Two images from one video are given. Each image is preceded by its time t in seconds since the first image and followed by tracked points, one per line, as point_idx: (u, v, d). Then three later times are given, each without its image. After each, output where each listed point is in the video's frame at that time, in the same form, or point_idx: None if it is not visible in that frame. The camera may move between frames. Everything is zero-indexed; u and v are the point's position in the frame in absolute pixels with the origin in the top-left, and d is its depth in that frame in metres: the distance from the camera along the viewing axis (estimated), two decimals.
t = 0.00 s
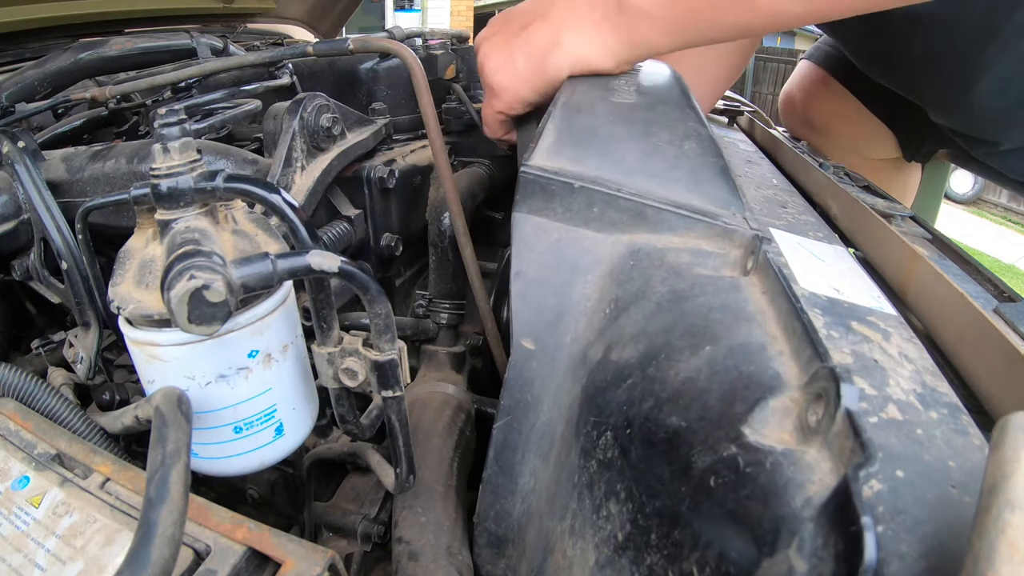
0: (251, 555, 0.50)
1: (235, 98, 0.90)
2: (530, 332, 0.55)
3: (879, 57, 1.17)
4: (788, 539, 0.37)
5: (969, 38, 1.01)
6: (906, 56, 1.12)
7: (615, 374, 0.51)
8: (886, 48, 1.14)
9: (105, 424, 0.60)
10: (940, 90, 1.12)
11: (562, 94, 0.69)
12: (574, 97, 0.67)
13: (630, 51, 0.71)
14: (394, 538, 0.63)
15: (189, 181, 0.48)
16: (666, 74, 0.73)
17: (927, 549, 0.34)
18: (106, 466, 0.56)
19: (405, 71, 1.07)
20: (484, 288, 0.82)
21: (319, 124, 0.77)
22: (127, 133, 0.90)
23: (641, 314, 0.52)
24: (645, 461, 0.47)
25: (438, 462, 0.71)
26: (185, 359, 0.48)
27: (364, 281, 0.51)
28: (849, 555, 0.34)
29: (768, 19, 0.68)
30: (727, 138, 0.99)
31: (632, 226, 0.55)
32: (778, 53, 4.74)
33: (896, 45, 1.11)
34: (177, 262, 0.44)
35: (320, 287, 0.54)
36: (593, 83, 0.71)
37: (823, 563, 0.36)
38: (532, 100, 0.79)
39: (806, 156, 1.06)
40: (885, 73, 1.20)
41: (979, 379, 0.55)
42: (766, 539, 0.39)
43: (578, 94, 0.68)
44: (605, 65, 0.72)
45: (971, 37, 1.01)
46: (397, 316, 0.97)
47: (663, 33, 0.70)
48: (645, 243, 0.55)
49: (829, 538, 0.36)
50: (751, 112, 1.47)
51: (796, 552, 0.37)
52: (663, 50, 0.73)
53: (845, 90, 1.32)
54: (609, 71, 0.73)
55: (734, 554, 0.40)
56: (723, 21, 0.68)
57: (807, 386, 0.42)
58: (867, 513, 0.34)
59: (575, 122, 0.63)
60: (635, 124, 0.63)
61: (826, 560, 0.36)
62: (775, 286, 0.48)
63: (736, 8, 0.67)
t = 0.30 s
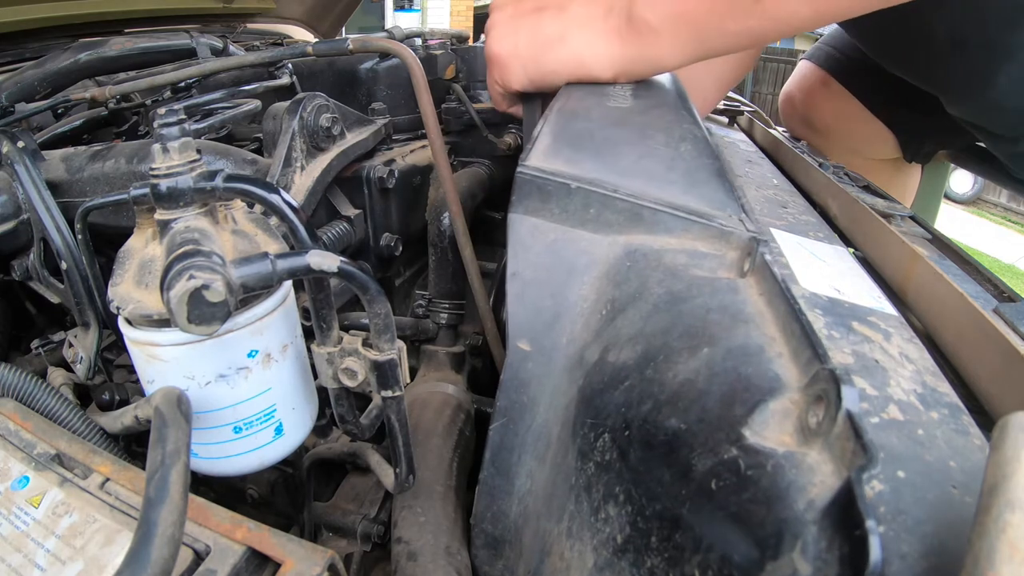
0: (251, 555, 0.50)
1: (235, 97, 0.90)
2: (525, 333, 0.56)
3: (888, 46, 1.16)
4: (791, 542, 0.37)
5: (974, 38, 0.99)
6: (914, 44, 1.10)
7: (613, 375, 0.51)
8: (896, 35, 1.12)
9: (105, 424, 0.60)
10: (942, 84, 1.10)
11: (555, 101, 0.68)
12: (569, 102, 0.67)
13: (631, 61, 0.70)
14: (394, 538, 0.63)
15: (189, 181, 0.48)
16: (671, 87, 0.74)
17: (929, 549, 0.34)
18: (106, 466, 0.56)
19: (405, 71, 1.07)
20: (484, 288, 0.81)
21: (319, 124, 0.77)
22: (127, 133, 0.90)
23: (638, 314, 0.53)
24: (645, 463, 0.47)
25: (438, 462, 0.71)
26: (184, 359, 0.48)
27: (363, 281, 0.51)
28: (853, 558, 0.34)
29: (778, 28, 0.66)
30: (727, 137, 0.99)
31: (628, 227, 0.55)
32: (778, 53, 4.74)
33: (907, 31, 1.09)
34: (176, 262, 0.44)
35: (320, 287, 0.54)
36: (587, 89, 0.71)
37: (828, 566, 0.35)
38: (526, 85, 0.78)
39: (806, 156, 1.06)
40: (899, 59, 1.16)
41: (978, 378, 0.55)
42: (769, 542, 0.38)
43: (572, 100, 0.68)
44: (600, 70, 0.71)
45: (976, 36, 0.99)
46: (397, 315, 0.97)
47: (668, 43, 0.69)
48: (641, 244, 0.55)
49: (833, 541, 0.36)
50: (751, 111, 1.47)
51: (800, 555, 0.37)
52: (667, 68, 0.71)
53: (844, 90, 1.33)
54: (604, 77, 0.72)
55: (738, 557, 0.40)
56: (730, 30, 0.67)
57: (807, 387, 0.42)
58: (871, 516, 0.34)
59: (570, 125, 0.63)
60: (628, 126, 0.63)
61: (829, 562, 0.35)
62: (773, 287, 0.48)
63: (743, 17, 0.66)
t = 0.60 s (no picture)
0: (251, 555, 0.50)
1: (234, 98, 0.90)
2: (525, 334, 0.56)
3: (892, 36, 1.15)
4: (791, 542, 0.37)
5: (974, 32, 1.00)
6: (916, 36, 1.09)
7: (612, 375, 0.51)
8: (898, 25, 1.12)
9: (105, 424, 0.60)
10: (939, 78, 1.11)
11: (554, 101, 0.68)
12: (569, 102, 0.67)
13: (630, 60, 0.70)
14: (394, 538, 0.63)
15: (189, 181, 0.48)
16: (670, 87, 0.74)
17: (928, 549, 0.34)
18: (106, 466, 0.56)
19: (405, 71, 1.07)
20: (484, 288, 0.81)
21: (319, 124, 0.77)
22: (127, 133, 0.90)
23: (637, 314, 0.53)
24: (644, 464, 0.47)
25: (438, 462, 0.71)
26: (184, 359, 0.48)
27: (363, 281, 0.51)
28: (853, 558, 0.34)
29: (777, 23, 0.65)
30: (727, 137, 0.99)
31: (628, 228, 0.56)
32: (778, 53, 4.75)
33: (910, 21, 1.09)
34: (176, 262, 0.44)
35: (320, 287, 0.54)
36: (586, 89, 0.71)
37: (827, 566, 0.35)
38: (523, 83, 0.78)
39: (806, 156, 1.06)
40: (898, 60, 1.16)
41: (978, 378, 0.55)
42: (768, 542, 0.38)
43: (571, 100, 0.68)
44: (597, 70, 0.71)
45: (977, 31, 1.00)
46: (397, 315, 0.97)
47: (667, 42, 0.69)
48: (641, 244, 0.55)
49: (833, 541, 0.36)
50: (751, 111, 1.48)
51: (799, 555, 0.37)
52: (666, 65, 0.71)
53: (842, 90, 1.32)
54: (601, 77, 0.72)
55: (738, 557, 0.40)
56: (729, 28, 0.67)
57: (807, 387, 0.42)
58: (870, 516, 0.34)
59: (569, 125, 0.63)
60: (627, 127, 0.63)
61: (829, 562, 0.35)
62: (772, 287, 0.48)
63: (741, 14, 0.65)
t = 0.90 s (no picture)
0: (251, 555, 0.50)
1: (235, 97, 0.90)
2: (525, 334, 0.56)
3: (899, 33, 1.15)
4: (790, 542, 0.37)
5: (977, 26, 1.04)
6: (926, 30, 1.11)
7: (611, 375, 0.51)
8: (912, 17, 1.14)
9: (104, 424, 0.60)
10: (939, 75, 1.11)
11: (554, 101, 0.68)
12: (569, 102, 0.67)
13: (632, 62, 0.70)
14: (394, 538, 0.63)
15: (189, 181, 0.48)
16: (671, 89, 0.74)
17: (927, 549, 0.34)
18: (106, 466, 0.56)
19: (405, 71, 1.07)
20: (485, 288, 0.81)
21: (319, 124, 0.77)
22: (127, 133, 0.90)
23: (636, 314, 0.53)
24: (644, 464, 0.47)
25: (438, 462, 0.71)
26: (184, 358, 0.48)
27: (364, 281, 0.51)
28: (853, 558, 0.34)
29: (779, 25, 0.66)
30: (727, 138, 0.99)
31: (628, 228, 0.56)
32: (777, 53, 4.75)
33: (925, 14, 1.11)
34: (176, 262, 0.44)
35: (320, 287, 0.54)
36: (586, 89, 0.71)
37: (826, 566, 0.35)
38: (523, 82, 0.78)
39: (806, 156, 1.06)
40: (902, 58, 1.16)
41: (977, 377, 0.55)
42: (768, 542, 0.38)
43: (572, 100, 0.68)
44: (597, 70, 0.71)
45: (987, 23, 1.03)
46: (397, 315, 0.97)
47: (669, 45, 0.69)
48: (641, 244, 0.55)
49: (832, 541, 0.36)
50: (751, 111, 1.48)
51: (798, 555, 0.37)
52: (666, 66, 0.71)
53: (842, 90, 1.32)
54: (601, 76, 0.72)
55: (737, 557, 0.40)
56: (731, 30, 0.67)
57: (806, 387, 0.42)
58: (870, 515, 0.34)
59: (570, 125, 0.63)
60: (627, 127, 0.63)
61: (828, 562, 0.35)
62: (772, 287, 0.49)
63: (743, 17, 0.66)
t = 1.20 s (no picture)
0: (251, 555, 0.50)
1: (234, 97, 0.90)
2: (524, 334, 0.56)
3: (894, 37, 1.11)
4: (791, 542, 0.37)
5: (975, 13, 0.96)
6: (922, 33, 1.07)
7: (611, 376, 0.51)
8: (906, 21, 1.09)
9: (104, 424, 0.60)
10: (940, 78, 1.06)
11: (554, 102, 0.68)
12: (569, 102, 0.67)
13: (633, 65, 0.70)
14: (394, 538, 0.63)
15: (189, 181, 0.48)
16: (673, 92, 0.74)
17: (928, 549, 0.34)
18: (106, 466, 0.56)
19: (405, 71, 1.07)
20: (484, 289, 0.81)
21: (319, 124, 0.77)
22: (127, 133, 0.90)
23: (636, 315, 0.53)
24: (644, 464, 0.47)
25: (437, 462, 0.71)
26: (184, 358, 0.48)
27: (363, 281, 0.51)
28: (854, 559, 0.34)
29: (776, 23, 0.65)
30: (727, 138, 0.99)
31: (628, 228, 0.56)
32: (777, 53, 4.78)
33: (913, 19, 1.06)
34: (176, 262, 0.44)
35: (320, 287, 0.54)
36: (585, 91, 0.71)
37: (827, 567, 0.35)
38: (525, 81, 0.79)
39: (806, 156, 1.06)
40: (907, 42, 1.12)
41: (977, 377, 0.55)
42: (769, 542, 0.38)
43: (571, 102, 0.68)
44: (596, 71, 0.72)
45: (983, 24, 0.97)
46: (397, 315, 0.97)
47: (668, 49, 0.69)
48: (640, 245, 0.55)
49: (833, 541, 0.36)
50: (751, 111, 1.48)
51: (799, 555, 0.37)
52: (666, 70, 0.71)
53: (844, 89, 1.30)
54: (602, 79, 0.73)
55: (737, 557, 0.40)
56: (729, 32, 0.67)
57: (806, 387, 0.42)
58: (870, 516, 0.34)
59: (569, 126, 0.63)
60: (627, 127, 0.63)
61: (829, 563, 0.35)
62: (772, 287, 0.49)
63: (738, 18, 0.65)
